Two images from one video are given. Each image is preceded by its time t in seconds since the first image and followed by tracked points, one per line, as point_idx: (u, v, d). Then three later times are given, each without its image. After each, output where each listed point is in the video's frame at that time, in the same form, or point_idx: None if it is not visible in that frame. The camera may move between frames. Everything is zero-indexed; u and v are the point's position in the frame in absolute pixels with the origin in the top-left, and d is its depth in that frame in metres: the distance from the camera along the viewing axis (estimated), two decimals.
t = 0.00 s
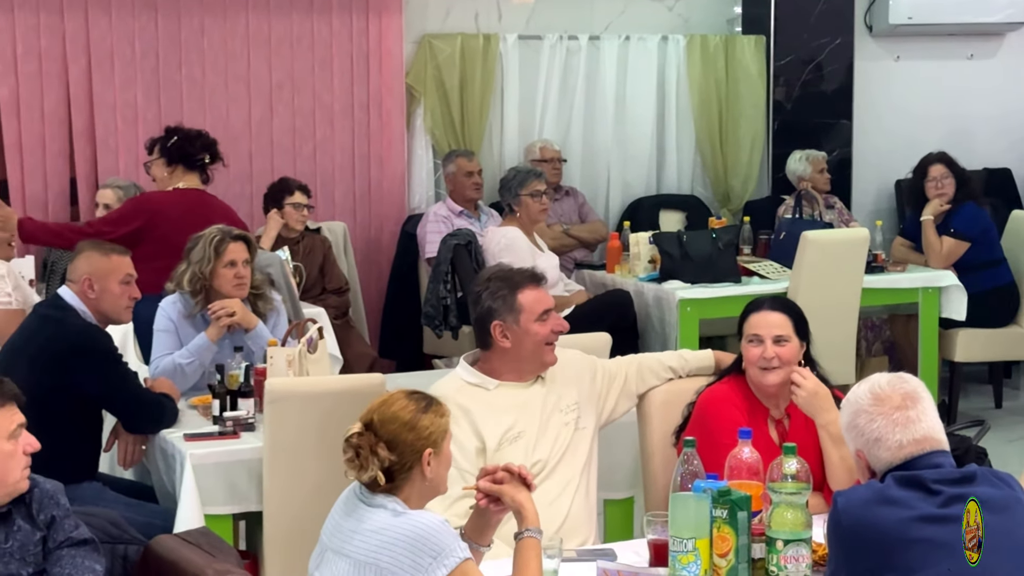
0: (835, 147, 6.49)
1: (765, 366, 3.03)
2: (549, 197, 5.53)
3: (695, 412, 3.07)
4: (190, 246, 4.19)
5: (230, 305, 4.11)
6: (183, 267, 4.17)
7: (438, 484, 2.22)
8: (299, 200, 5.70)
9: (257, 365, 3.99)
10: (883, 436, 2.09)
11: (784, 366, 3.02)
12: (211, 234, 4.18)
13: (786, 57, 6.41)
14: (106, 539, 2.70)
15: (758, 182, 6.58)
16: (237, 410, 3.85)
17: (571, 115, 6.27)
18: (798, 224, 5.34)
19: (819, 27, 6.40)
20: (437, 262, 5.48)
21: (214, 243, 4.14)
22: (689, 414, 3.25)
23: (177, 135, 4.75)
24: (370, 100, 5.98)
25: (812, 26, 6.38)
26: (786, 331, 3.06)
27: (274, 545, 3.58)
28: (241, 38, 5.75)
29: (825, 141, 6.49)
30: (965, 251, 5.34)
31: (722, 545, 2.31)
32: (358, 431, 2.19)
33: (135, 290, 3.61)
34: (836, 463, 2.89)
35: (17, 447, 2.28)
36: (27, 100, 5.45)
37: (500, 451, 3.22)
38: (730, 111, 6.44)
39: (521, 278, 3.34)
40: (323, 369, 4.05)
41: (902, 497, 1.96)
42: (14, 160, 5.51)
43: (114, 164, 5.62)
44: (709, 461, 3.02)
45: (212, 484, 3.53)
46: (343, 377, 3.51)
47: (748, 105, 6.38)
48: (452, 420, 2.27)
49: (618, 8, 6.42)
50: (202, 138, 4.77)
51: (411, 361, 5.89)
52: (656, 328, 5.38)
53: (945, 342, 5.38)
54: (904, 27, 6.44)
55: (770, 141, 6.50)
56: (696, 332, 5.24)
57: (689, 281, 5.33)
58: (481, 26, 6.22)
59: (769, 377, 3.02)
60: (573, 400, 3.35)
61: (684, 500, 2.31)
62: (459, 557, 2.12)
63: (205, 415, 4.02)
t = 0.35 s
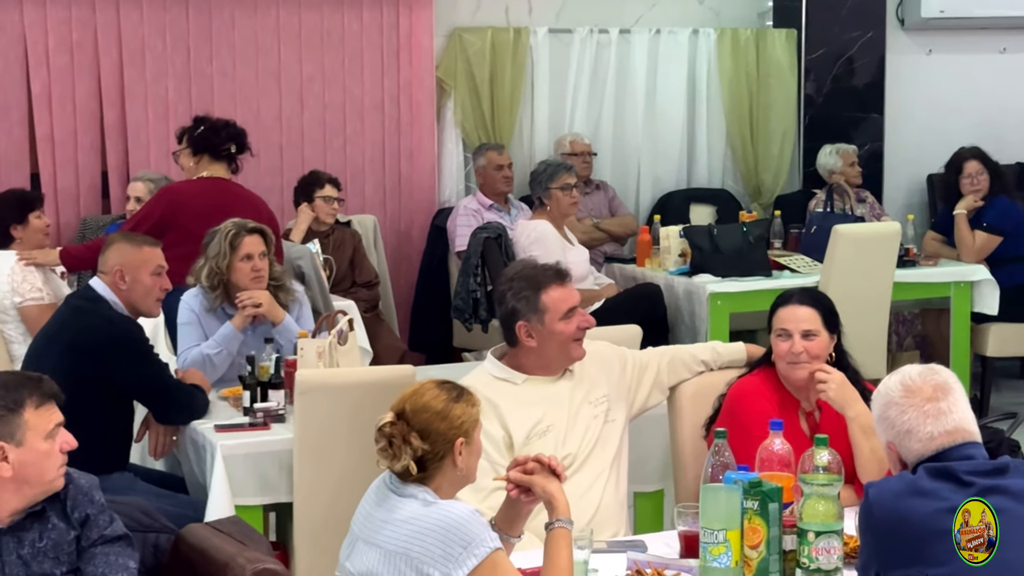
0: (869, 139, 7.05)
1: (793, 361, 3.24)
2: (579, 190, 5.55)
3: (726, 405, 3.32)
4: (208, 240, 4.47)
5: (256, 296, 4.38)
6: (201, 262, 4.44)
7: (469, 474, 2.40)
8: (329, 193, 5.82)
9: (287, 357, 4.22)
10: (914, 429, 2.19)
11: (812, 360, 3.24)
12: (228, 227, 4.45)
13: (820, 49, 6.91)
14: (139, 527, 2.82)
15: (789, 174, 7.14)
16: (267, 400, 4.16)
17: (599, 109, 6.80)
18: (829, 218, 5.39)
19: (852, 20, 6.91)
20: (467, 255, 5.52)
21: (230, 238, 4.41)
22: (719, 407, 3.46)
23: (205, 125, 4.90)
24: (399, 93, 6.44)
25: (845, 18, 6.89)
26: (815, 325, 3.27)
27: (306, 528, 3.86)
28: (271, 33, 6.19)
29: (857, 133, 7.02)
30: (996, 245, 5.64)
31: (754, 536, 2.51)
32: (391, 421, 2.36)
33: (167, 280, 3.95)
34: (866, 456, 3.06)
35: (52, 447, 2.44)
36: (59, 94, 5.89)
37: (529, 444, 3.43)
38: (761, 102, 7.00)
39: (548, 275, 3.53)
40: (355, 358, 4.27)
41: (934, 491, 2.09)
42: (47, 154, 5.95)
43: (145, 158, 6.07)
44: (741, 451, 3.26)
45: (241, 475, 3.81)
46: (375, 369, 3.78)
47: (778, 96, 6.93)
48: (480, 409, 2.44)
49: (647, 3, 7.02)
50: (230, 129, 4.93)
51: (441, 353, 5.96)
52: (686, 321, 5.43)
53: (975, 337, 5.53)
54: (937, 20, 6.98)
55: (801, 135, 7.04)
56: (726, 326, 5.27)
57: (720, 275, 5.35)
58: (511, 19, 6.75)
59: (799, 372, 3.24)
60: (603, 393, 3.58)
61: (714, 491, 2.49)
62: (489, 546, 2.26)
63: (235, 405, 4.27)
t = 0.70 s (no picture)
0: (899, 132, 7.44)
1: (827, 349, 3.24)
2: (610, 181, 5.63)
3: (759, 393, 3.32)
4: (237, 231, 4.46)
5: (287, 286, 4.37)
6: (231, 253, 4.44)
7: (499, 462, 2.44)
8: (359, 184, 5.86)
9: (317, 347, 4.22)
10: (943, 419, 2.20)
11: (845, 350, 3.24)
12: (257, 218, 4.45)
13: (852, 40, 7.35)
14: (172, 514, 2.71)
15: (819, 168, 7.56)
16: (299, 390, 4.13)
17: (630, 101, 7.16)
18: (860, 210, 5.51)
19: (885, 13, 7.32)
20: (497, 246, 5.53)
21: (259, 228, 4.41)
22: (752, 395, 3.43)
23: (210, 115, 5.02)
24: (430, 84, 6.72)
25: (877, 11, 7.32)
26: (849, 315, 3.27)
27: (339, 519, 3.89)
28: (302, 25, 6.41)
29: (890, 127, 7.44)
30: None
31: (785, 525, 2.57)
32: (427, 410, 2.39)
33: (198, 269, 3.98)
34: (897, 446, 3.00)
35: (88, 440, 2.40)
36: (90, 84, 6.08)
37: (569, 429, 3.43)
38: (792, 93, 7.42)
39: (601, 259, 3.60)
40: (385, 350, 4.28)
41: (964, 482, 2.08)
42: (79, 143, 6.14)
43: (177, 149, 6.27)
44: (772, 440, 3.25)
45: (273, 463, 3.82)
46: (399, 358, 3.79)
47: (807, 89, 7.37)
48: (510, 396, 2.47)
49: None
50: (235, 119, 5.03)
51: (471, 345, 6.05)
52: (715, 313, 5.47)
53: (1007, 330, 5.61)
54: (967, 12, 7.38)
55: (831, 127, 7.49)
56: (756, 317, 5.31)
57: (750, 267, 5.39)
58: (541, 12, 7.05)
59: (831, 361, 3.24)
60: (639, 381, 3.57)
61: (746, 480, 2.56)
62: (522, 534, 2.29)
63: (266, 395, 4.27)
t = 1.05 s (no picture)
0: (934, 121, 7.57)
1: (864, 340, 3.22)
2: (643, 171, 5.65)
3: (793, 381, 3.32)
4: (285, 216, 4.53)
5: (324, 276, 4.43)
6: (278, 237, 4.50)
7: (535, 446, 2.46)
8: (393, 173, 5.89)
9: (351, 336, 4.28)
10: (981, 406, 2.21)
11: (883, 340, 3.22)
12: (306, 204, 4.52)
13: (887, 31, 7.46)
14: (208, 500, 2.67)
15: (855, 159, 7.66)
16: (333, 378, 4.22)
17: (664, 90, 7.24)
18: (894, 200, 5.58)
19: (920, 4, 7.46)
20: (531, 236, 5.55)
21: (308, 213, 4.47)
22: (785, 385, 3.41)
23: (220, 109, 5.38)
24: (464, 74, 6.83)
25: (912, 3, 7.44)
26: (886, 306, 3.26)
27: (375, 507, 3.92)
28: (336, 14, 6.51)
29: (925, 116, 7.57)
30: None
31: (820, 514, 2.58)
32: (461, 398, 2.42)
33: (233, 258, 4.01)
34: (931, 436, 3.03)
35: (128, 427, 2.46)
36: (126, 73, 6.14)
37: (604, 418, 3.45)
38: (827, 84, 7.50)
39: (637, 249, 3.59)
40: (420, 339, 4.31)
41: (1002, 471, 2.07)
42: (115, 133, 6.20)
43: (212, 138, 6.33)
44: (806, 429, 3.27)
45: (309, 452, 3.86)
46: (433, 347, 3.82)
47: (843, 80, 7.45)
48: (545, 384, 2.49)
49: None
50: (244, 110, 5.40)
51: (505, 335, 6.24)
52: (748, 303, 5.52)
53: None
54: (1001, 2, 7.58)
55: (866, 117, 7.58)
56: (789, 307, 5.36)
57: (784, 257, 5.44)
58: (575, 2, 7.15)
59: (865, 352, 3.22)
60: (674, 370, 3.57)
61: (780, 469, 2.55)
62: (556, 521, 2.31)
63: (301, 382, 4.33)
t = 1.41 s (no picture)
0: (970, 111, 7.66)
1: (904, 330, 3.21)
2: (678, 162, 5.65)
3: (828, 370, 3.31)
4: (333, 204, 4.61)
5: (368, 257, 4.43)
6: (325, 224, 4.57)
7: (569, 436, 2.46)
8: (427, 163, 5.92)
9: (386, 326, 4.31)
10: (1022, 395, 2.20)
11: (923, 330, 3.21)
12: (355, 191, 4.60)
13: (923, 21, 7.57)
14: (244, 488, 2.61)
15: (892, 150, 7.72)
16: (368, 367, 4.23)
17: (699, 81, 7.29)
18: (929, 190, 5.66)
19: None
20: (565, 227, 5.60)
21: (357, 201, 4.55)
22: (821, 374, 3.40)
23: (209, 112, 5.50)
24: (500, 65, 6.87)
25: None
26: (926, 295, 3.25)
27: (409, 495, 3.95)
28: (371, 4, 6.56)
29: (963, 104, 7.65)
30: None
31: (856, 504, 2.59)
32: (496, 385, 2.43)
33: (269, 248, 4.03)
34: (967, 427, 3.04)
35: (163, 411, 2.46)
36: (163, 64, 6.20)
37: (633, 409, 3.46)
38: (863, 74, 7.52)
39: (663, 238, 3.62)
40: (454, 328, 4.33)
41: None
42: (152, 123, 6.26)
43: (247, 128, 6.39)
44: (841, 419, 3.25)
45: (344, 440, 3.90)
46: (469, 337, 3.84)
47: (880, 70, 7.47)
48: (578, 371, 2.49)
49: None
50: (234, 111, 5.51)
51: (539, 324, 6.27)
52: (783, 295, 5.53)
53: None
54: None
55: (903, 109, 7.64)
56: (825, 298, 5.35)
57: (819, 248, 5.48)
58: None
59: (904, 341, 3.21)
60: (706, 360, 3.58)
61: (815, 459, 2.55)
62: (591, 510, 2.30)
63: (336, 371, 4.36)
